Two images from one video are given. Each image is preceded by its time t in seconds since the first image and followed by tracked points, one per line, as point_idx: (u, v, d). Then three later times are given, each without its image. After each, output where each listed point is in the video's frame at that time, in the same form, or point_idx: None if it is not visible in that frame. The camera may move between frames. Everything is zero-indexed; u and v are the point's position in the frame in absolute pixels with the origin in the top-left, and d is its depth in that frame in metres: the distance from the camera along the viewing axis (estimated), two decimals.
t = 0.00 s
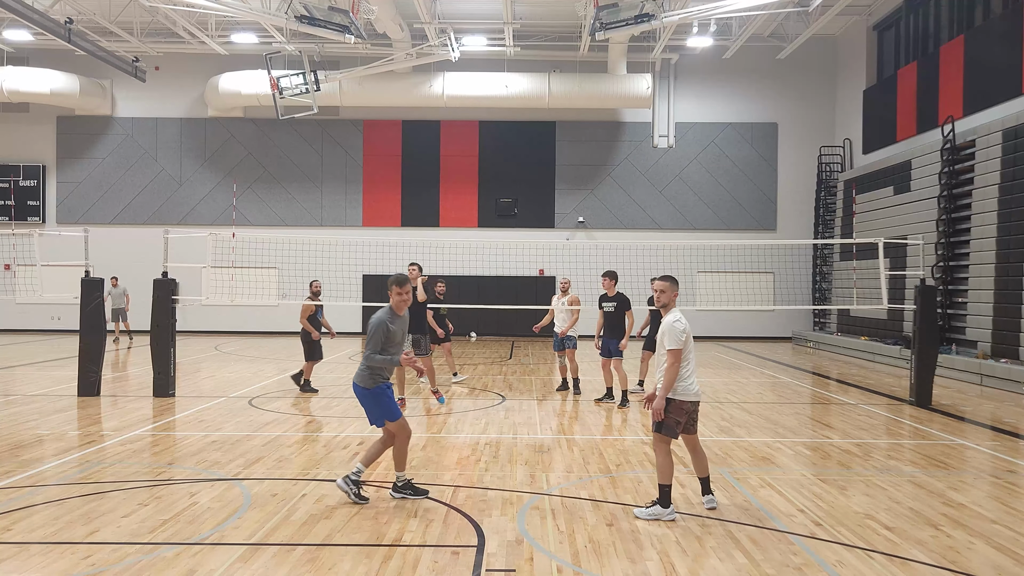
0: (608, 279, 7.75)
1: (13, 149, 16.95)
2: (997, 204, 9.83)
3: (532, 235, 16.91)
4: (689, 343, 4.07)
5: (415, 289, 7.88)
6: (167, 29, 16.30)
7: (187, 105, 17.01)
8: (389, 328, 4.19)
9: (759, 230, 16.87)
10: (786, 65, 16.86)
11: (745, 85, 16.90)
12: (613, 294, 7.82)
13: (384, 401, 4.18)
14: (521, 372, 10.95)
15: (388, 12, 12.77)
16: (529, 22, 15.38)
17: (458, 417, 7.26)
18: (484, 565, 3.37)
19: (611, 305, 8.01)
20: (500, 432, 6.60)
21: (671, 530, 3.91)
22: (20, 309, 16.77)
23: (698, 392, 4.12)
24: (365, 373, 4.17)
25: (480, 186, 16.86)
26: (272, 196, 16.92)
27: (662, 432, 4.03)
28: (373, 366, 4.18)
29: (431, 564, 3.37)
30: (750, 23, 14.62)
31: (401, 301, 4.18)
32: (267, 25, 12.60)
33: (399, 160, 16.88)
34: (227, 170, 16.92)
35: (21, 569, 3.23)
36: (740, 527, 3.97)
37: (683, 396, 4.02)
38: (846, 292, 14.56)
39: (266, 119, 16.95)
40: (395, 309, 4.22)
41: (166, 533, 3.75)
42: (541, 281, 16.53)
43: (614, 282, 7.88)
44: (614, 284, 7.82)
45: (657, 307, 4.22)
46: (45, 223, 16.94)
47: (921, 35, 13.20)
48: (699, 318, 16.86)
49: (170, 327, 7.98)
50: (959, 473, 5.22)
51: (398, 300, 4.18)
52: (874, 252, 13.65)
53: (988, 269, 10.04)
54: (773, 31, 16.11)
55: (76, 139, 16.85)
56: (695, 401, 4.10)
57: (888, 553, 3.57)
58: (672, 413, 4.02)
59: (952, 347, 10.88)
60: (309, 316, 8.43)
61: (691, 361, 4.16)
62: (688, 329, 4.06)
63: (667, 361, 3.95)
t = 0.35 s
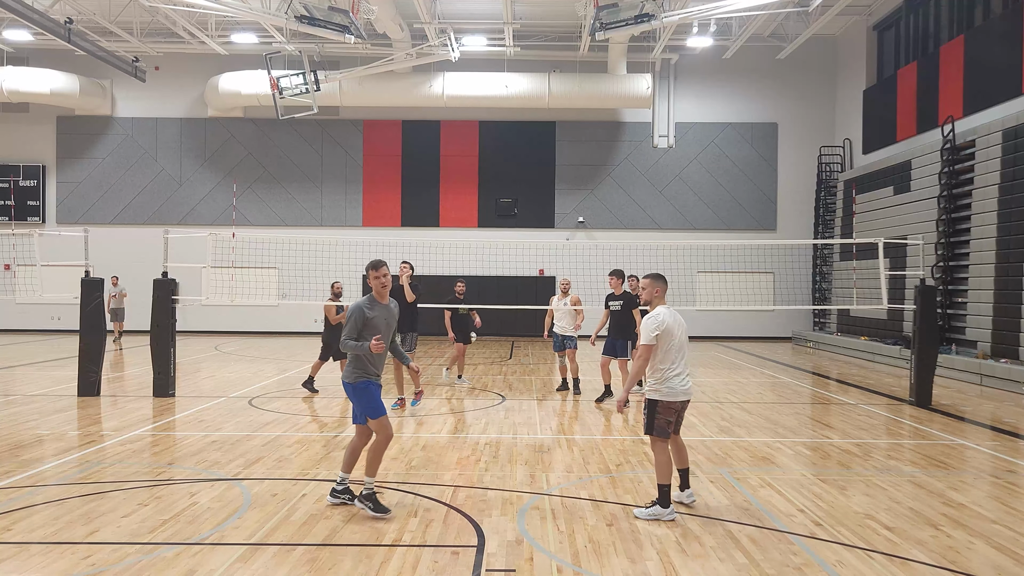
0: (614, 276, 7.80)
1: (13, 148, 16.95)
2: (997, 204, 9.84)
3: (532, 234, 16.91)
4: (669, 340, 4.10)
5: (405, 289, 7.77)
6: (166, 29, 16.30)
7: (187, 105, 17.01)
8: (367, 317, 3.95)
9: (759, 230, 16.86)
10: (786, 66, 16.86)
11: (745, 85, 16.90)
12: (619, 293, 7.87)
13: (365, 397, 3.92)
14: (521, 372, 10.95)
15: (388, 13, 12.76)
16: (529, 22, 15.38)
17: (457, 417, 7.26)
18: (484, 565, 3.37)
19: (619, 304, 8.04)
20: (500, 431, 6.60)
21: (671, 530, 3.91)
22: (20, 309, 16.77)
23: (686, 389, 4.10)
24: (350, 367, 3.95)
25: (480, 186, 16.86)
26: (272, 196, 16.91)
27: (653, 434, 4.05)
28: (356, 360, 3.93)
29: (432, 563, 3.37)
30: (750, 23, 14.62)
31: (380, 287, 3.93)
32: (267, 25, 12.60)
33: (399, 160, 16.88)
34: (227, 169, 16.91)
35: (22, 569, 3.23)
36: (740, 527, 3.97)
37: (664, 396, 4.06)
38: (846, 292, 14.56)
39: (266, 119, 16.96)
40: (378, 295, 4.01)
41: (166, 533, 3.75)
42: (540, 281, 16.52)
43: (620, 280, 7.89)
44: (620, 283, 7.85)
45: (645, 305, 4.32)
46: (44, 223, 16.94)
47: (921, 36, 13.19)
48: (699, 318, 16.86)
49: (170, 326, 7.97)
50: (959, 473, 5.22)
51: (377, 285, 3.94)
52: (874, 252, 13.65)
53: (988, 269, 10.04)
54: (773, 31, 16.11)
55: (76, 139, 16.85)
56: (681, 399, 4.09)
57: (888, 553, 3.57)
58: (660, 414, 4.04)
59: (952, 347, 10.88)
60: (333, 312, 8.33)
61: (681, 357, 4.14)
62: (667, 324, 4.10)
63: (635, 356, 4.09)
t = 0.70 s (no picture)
0: (613, 278, 7.78)
1: (13, 148, 16.95)
2: (997, 204, 9.83)
3: (532, 234, 16.91)
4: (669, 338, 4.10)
5: (404, 293, 7.71)
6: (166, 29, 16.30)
7: (187, 105, 17.01)
8: (357, 319, 3.80)
9: (759, 230, 16.86)
10: (786, 66, 16.85)
11: (745, 85, 16.89)
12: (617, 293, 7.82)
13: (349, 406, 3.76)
14: (521, 372, 10.95)
15: (388, 13, 12.76)
16: (529, 22, 15.38)
17: (458, 417, 7.27)
18: (484, 565, 3.37)
19: (616, 304, 8.06)
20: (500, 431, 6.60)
21: (671, 530, 3.91)
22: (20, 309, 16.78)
23: (682, 391, 4.12)
24: (342, 371, 3.83)
25: (480, 186, 16.86)
26: (272, 196, 16.91)
27: (645, 429, 4.12)
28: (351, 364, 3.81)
29: (432, 564, 3.37)
30: (750, 23, 14.62)
31: (376, 288, 3.83)
32: (267, 24, 12.59)
33: (399, 160, 16.88)
34: (226, 169, 16.92)
35: (22, 569, 3.23)
36: (740, 527, 3.97)
37: (659, 393, 4.10)
38: (846, 292, 14.56)
39: (265, 119, 16.95)
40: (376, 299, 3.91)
41: (166, 533, 3.75)
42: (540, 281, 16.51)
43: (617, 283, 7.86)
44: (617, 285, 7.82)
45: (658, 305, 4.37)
46: (44, 223, 16.93)
47: (921, 36, 13.19)
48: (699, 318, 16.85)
49: (170, 326, 7.98)
50: (959, 473, 5.22)
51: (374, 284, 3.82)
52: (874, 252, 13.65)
53: (988, 269, 10.04)
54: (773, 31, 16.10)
55: (76, 139, 16.85)
56: (676, 399, 4.10)
57: (888, 553, 3.57)
58: (653, 410, 4.10)
59: (952, 347, 10.88)
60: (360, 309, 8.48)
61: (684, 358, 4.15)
62: (669, 322, 4.13)
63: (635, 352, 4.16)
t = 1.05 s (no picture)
0: (602, 277, 7.71)
1: (12, 148, 16.94)
2: (997, 204, 9.83)
3: (532, 234, 16.91)
4: (666, 338, 4.20)
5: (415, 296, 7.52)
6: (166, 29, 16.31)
7: (187, 105, 17.01)
8: (354, 319, 3.48)
9: (759, 229, 16.86)
10: (786, 66, 16.86)
11: (745, 85, 16.89)
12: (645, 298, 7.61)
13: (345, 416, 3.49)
14: (521, 372, 10.96)
15: (388, 13, 12.76)
16: (529, 22, 15.38)
17: (458, 417, 7.28)
18: (485, 565, 3.37)
19: (608, 304, 7.99)
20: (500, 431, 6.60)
21: (671, 530, 3.91)
22: (20, 309, 16.78)
23: (679, 388, 4.14)
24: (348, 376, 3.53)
25: (480, 186, 16.86)
26: (271, 195, 16.91)
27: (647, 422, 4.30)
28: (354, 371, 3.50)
29: (432, 563, 3.37)
30: (750, 23, 14.61)
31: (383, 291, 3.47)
32: (268, 24, 12.59)
33: (399, 159, 16.88)
34: (226, 169, 16.92)
35: (22, 569, 3.23)
36: (740, 526, 3.97)
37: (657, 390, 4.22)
38: (846, 292, 14.56)
39: (265, 119, 16.95)
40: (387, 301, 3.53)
41: (166, 533, 3.75)
42: (540, 282, 16.51)
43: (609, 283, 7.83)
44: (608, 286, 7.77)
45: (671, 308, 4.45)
46: (44, 223, 16.94)
47: (921, 35, 13.18)
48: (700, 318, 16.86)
49: (170, 326, 7.98)
50: (959, 473, 5.22)
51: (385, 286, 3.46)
52: (874, 252, 13.65)
53: (988, 269, 10.04)
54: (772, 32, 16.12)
55: (76, 139, 16.85)
56: (674, 396, 4.16)
57: (888, 553, 3.57)
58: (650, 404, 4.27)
59: (952, 347, 10.88)
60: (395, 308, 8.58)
61: (683, 356, 4.17)
62: (667, 322, 4.21)
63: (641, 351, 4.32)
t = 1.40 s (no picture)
0: (594, 276, 7.79)
1: (12, 148, 16.94)
2: (997, 205, 9.84)
3: (532, 234, 16.91)
4: (670, 337, 4.25)
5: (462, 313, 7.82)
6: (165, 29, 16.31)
7: (186, 105, 17.01)
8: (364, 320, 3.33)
9: (759, 229, 16.85)
10: (786, 66, 16.86)
11: (745, 85, 16.89)
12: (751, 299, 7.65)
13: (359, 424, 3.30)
14: (521, 372, 10.97)
15: (388, 13, 12.75)
16: (530, 22, 15.38)
17: (458, 417, 7.28)
18: (485, 565, 3.38)
19: (602, 304, 7.93)
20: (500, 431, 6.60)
21: (672, 531, 3.91)
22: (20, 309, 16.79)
23: (685, 386, 4.22)
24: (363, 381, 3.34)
25: (480, 185, 16.86)
26: (270, 195, 16.91)
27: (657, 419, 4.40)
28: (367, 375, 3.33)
29: (432, 563, 3.37)
30: (750, 23, 14.62)
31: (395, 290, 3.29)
32: (268, 25, 12.58)
33: (399, 159, 16.88)
34: (226, 169, 16.92)
35: (22, 569, 3.24)
36: (740, 527, 3.97)
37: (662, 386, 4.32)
38: (846, 292, 14.58)
39: (265, 119, 16.95)
40: (407, 303, 3.21)
41: (165, 533, 3.75)
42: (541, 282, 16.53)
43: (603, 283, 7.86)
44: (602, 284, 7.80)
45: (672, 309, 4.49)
46: (44, 223, 16.94)
47: (921, 35, 13.17)
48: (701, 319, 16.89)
49: (170, 326, 7.97)
50: (960, 473, 5.21)
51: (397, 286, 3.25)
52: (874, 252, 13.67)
53: (988, 270, 10.04)
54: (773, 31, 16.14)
55: (75, 139, 16.85)
56: (679, 394, 4.25)
57: (889, 553, 3.58)
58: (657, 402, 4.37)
59: (951, 347, 10.89)
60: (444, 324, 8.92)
61: (686, 354, 4.23)
62: (668, 322, 4.25)
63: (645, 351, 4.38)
